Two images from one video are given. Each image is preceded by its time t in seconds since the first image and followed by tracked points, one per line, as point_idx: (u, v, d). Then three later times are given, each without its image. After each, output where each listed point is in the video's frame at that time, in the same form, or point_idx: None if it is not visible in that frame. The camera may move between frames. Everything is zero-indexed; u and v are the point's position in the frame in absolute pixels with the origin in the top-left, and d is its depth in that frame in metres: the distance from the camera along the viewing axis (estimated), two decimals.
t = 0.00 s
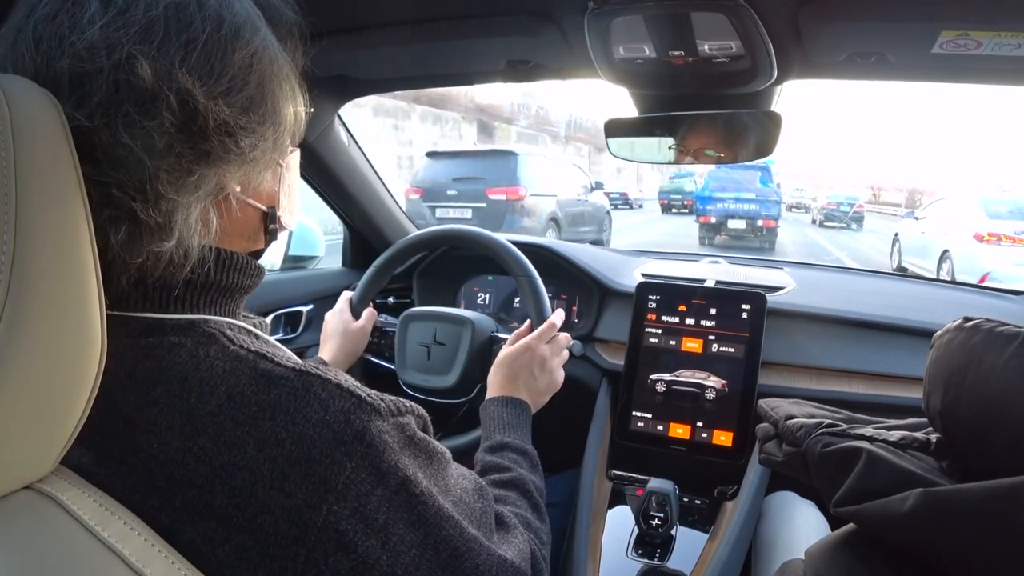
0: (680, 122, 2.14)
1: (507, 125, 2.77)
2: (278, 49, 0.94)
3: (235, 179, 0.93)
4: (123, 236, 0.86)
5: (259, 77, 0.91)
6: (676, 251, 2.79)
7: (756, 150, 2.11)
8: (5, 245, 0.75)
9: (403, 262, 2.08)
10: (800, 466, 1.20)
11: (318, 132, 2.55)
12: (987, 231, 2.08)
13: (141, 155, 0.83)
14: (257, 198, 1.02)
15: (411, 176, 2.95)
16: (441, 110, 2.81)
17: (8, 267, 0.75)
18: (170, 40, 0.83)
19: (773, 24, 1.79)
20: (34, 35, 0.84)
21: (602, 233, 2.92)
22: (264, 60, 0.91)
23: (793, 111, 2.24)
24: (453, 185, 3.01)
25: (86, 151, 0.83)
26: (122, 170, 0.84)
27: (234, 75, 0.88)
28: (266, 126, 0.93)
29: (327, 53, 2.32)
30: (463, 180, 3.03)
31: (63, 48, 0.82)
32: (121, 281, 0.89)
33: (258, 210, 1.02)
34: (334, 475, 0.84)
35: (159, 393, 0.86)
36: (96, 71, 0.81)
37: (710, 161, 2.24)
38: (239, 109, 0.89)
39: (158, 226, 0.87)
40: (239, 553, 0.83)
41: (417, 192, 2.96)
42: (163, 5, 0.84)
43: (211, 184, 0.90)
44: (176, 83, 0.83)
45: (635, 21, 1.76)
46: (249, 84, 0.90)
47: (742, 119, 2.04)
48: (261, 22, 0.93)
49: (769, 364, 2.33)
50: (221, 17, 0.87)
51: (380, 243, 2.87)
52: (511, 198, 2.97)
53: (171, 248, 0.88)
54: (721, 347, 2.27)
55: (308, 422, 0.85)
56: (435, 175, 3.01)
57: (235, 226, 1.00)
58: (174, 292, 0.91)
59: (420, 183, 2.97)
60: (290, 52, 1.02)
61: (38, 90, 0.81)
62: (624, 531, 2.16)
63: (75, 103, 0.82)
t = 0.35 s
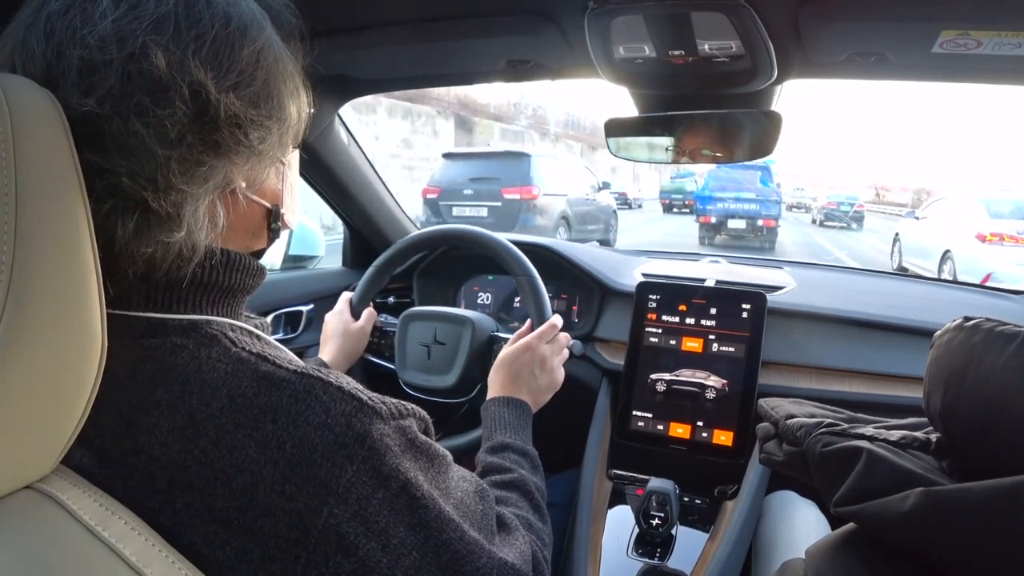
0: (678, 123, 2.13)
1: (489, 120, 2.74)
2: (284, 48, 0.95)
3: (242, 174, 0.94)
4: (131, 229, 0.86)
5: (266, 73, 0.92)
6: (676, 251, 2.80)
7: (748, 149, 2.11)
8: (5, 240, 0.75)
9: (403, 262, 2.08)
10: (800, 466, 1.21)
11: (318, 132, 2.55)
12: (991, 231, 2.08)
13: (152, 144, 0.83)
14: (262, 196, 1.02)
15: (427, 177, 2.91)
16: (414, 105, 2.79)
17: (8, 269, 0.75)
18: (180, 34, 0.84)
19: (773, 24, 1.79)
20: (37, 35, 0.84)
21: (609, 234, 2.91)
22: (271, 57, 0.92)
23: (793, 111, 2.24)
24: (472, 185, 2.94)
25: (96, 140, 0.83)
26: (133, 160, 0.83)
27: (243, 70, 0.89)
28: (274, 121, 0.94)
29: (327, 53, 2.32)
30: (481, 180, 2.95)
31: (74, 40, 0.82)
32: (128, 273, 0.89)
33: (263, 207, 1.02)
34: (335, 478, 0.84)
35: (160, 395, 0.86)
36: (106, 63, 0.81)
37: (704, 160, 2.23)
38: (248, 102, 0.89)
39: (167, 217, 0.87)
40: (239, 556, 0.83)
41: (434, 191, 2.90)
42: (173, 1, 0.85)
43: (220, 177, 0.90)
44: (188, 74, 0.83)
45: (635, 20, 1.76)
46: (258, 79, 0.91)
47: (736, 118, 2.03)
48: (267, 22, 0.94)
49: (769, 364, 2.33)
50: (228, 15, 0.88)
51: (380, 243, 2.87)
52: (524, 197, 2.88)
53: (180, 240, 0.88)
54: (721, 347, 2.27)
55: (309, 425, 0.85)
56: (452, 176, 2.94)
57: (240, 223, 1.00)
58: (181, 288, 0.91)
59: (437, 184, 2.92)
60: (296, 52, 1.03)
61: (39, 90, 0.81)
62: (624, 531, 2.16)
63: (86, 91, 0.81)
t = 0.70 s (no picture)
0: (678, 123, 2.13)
1: (471, 116, 2.78)
2: (287, 54, 0.94)
3: (232, 176, 0.93)
4: (115, 221, 0.86)
5: (267, 77, 0.91)
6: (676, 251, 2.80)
7: (754, 150, 2.11)
8: (5, 239, 0.76)
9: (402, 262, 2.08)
10: (801, 465, 1.21)
11: (318, 132, 2.55)
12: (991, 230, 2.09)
13: (136, 136, 0.82)
14: (258, 202, 1.01)
15: (444, 179, 2.95)
16: (382, 100, 2.74)
17: (8, 269, 0.75)
18: (180, 31, 0.83)
19: (773, 24, 1.79)
20: (40, 35, 0.85)
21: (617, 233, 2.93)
22: (273, 62, 0.91)
23: (793, 111, 2.24)
24: (492, 185, 2.93)
25: (87, 128, 0.83)
26: (118, 149, 0.83)
27: (243, 71, 0.88)
28: (268, 125, 0.92)
29: (327, 53, 2.32)
30: (499, 180, 2.93)
31: (76, 29, 0.82)
32: (114, 265, 0.89)
33: (259, 215, 1.01)
34: (335, 476, 0.84)
35: (160, 393, 0.86)
36: (103, 52, 0.81)
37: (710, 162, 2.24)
38: (242, 104, 0.88)
39: (148, 210, 0.86)
40: (240, 553, 0.83)
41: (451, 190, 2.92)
42: None
43: (208, 176, 0.89)
44: (179, 70, 0.82)
45: (635, 20, 1.76)
46: (256, 83, 0.89)
47: (737, 119, 2.04)
48: (275, 28, 0.93)
49: (769, 364, 2.33)
50: (234, 16, 0.88)
51: (380, 242, 2.87)
52: (539, 197, 2.88)
53: (160, 234, 0.87)
54: (721, 346, 2.27)
55: (308, 423, 0.85)
56: (469, 177, 2.96)
57: (233, 226, 0.99)
58: (168, 285, 0.91)
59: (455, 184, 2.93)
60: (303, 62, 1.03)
61: (41, 90, 0.81)
62: (624, 531, 2.16)
63: (78, 78, 0.82)
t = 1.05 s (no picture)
0: (678, 123, 2.13)
1: (447, 111, 2.80)
2: (294, 62, 0.94)
3: (226, 181, 0.92)
4: (104, 220, 0.87)
5: (268, 85, 0.90)
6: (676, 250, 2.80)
7: (761, 152, 2.12)
8: (5, 239, 0.75)
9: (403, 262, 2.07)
10: (801, 465, 1.21)
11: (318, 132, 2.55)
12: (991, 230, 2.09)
13: (124, 138, 0.83)
14: (262, 214, 1.02)
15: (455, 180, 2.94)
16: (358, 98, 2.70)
17: (9, 268, 0.75)
18: (180, 36, 0.83)
19: (773, 24, 1.79)
20: (49, 36, 0.86)
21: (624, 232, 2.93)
22: (275, 69, 0.91)
23: (793, 111, 2.24)
24: (511, 189, 2.92)
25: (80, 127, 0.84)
26: (106, 150, 0.84)
27: (242, 78, 0.87)
28: (264, 134, 0.91)
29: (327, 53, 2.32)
30: (517, 182, 2.91)
31: (77, 26, 0.84)
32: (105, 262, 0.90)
33: (263, 227, 1.02)
34: (337, 477, 0.83)
35: (162, 393, 0.86)
36: (99, 52, 0.82)
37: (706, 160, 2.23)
38: (238, 111, 0.87)
39: (136, 211, 0.87)
40: (240, 555, 0.83)
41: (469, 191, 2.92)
42: (184, 2, 0.85)
43: (200, 182, 0.89)
44: (170, 74, 0.82)
45: (635, 21, 1.76)
46: (255, 91, 0.89)
47: (738, 120, 2.04)
48: (285, 35, 0.93)
49: (769, 364, 2.33)
50: (240, 22, 0.87)
51: (380, 243, 2.86)
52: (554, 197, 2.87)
53: (147, 237, 0.87)
54: (721, 347, 2.27)
55: (310, 424, 0.85)
56: (486, 177, 2.95)
57: (236, 237, 0.99)
58: (163, 288, 0.91)
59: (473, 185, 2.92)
60: (313, 69, 1.02)
61: (41, 91, 0.81)
62: (623, 531, 2.16)
63: (74, 77, 0.83)
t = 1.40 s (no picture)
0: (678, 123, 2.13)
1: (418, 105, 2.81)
2: (303, 60, 0.95)
3: (248, 182, 0.94)
4: (133, 225, 0.85)
5: (284, 84, 0.92)
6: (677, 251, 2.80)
7: (751, 150, 2.11)
8: (5, 239, 0.75)
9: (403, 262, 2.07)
10: (801, 465, 1.21)
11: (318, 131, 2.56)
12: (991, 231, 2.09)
13: (161, 145, 0.83)
14: (269, 206, 1.01)
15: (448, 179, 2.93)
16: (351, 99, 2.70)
17: (9, 268, 0.75)
18: (202, 41, 0.84)
19: (773, 24, 1.79)
20: (53, 39, 0.84)
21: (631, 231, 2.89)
22: (291, 68, 0.92)
23: (793, 111, 2.24)
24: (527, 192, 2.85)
25: (101, 136, 0.83)
26: (137, 158, 0.83)
27: (262, 79, 0.89)
28: (286, 133, 0.94)
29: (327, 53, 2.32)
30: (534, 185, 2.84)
31: (95, 35, 0.82)
32: (128, 269, 0.88)
33: (269, 218, 1.02)
34: (337, 474, 0.84)
35: (163, 392, 0.86)
36: (123, 61, 0.81)
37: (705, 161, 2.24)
38: (261, 112, 0.89)
39: (170, 218, 0.86)
40: (240, 552, 0.83)
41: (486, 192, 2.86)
42: (196, 7, 0.85)
43: (225, 183, 0.90)
44: (203, 80, 0.84)
45: (635, 21, 1.76)
46: (275, 90, 0.90)
47: (737, 120, 2.04)
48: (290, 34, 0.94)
49: (769, 364, 2.33)
50: (254, 24, 0.88)
51: (380, 242, 2.86)
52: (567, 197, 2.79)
53: (181, 243, 0.87)
54: (721, 347, 2.27)
55: (310, 422, 0.85)
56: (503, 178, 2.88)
57: (245, 230, 1.00)
58: (177, 288, 0.91)
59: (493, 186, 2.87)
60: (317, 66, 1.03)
61: (40, 91, 0.81)
62: (623, 531, 2.16)
63: (94, 86, 0.82)
